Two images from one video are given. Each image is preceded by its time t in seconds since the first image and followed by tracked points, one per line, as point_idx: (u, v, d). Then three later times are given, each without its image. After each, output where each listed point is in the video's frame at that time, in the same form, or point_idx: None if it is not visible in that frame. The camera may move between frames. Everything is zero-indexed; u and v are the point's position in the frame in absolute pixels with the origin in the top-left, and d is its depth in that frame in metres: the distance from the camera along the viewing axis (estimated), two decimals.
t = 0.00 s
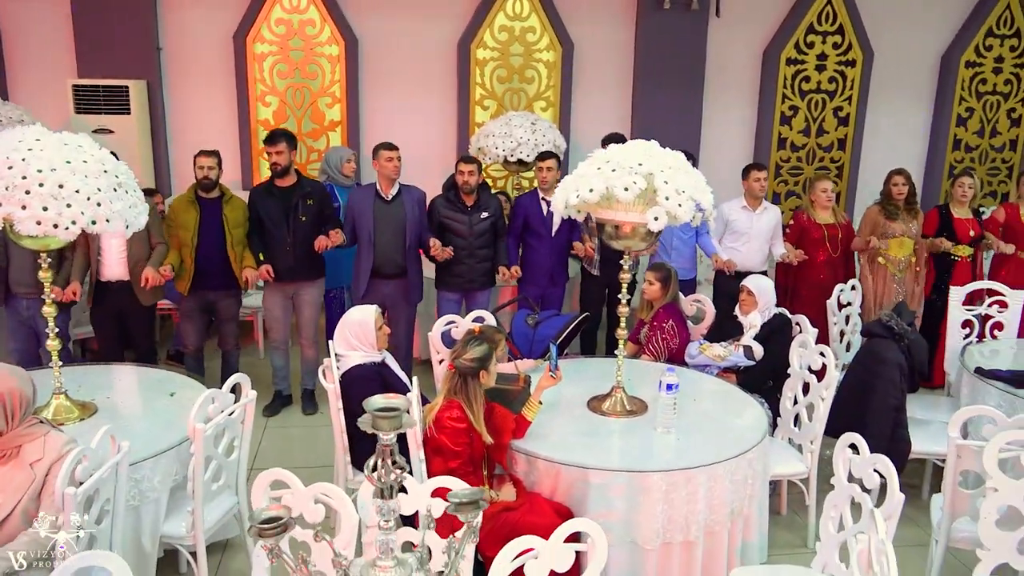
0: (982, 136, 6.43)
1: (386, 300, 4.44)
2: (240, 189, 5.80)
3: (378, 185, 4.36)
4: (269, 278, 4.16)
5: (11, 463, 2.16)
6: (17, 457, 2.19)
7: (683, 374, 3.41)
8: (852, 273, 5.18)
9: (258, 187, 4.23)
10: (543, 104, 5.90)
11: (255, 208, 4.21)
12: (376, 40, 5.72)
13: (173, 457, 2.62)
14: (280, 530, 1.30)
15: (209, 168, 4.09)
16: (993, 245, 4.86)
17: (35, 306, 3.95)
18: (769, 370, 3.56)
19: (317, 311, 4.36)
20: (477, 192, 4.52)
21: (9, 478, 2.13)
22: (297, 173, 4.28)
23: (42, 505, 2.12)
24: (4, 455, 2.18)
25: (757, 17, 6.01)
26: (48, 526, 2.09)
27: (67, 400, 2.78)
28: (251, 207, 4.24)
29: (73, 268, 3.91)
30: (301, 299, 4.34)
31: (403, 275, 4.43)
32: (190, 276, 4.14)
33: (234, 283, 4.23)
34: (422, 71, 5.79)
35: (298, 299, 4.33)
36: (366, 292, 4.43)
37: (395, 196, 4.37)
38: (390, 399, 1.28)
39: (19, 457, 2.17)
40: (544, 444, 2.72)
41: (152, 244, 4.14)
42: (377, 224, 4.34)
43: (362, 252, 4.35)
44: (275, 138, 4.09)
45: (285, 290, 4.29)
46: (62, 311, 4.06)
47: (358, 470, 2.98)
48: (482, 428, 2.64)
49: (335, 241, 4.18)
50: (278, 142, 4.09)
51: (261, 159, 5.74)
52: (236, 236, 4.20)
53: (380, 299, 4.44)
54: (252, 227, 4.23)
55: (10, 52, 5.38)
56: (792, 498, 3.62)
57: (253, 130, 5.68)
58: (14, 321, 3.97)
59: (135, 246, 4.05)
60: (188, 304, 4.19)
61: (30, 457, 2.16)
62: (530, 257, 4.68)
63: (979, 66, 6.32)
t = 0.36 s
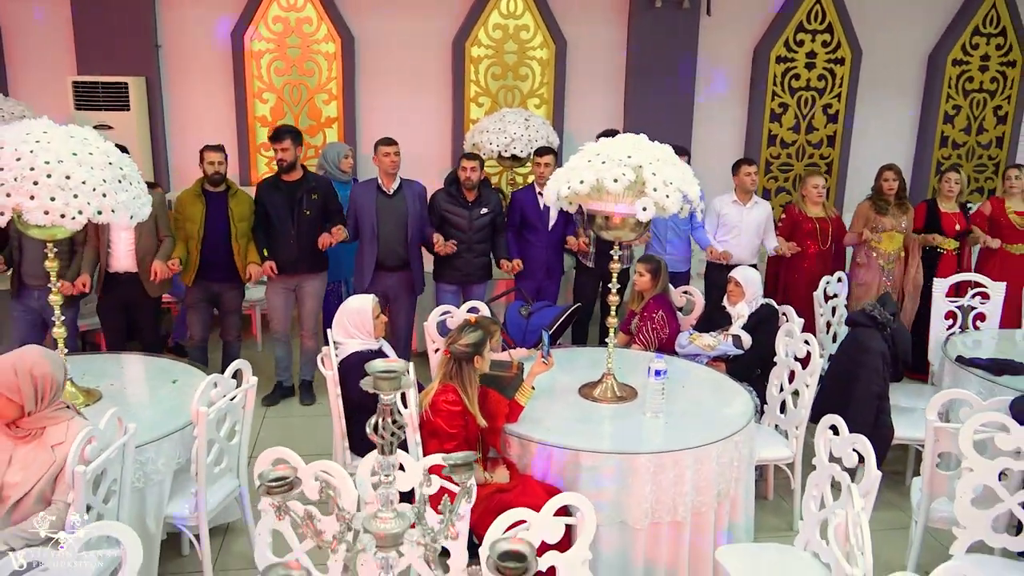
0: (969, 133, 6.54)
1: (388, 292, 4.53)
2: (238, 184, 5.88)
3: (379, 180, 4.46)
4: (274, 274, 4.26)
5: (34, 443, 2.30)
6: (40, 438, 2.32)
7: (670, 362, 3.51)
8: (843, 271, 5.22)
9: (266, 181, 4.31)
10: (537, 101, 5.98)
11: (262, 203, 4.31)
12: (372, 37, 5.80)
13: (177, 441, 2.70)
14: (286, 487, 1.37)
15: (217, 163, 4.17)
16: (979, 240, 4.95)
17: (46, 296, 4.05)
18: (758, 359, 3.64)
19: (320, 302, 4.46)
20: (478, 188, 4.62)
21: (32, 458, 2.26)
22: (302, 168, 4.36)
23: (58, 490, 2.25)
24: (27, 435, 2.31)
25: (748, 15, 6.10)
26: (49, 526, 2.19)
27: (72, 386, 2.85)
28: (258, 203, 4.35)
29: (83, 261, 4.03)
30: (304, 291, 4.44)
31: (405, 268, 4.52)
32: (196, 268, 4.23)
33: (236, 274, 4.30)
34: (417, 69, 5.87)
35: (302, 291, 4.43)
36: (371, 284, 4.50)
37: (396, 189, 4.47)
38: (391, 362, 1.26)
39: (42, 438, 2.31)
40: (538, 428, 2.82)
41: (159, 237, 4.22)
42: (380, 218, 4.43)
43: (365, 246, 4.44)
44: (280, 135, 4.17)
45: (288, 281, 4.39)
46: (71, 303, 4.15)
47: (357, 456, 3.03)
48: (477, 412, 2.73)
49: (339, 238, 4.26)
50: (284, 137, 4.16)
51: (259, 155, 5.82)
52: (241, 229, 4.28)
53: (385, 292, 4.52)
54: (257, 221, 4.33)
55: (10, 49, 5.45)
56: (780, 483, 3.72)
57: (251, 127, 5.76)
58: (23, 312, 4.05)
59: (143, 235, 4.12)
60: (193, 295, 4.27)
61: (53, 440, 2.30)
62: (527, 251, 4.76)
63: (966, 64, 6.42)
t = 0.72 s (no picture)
0: (962, 131, 6.63)
1: (385, 286, 4.63)
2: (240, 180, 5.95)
3: (376, 175, 4.53)
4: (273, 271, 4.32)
5: (55, 427, 2.40)
6: (60, 422, 2.42)
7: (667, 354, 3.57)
8: (837, 264, 5.33)
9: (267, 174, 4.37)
10: (536, 99, 6.06)
11: (262, 196, 4.36)
12: (372, 35, 5.87)
13: (186, 427, 2.78)
14: (301, 457, 1.49)
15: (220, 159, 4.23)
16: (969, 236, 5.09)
17: (49, 290, 4.11)
18: (752, 350, 3.72)
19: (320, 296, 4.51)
20: (479, 183, 4.67)
21: (54, 441, 2.37)
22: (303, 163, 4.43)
23: (75, 472, 2.34)
24: (49, 420, 2.41)
25: (743, 15, 6.18)
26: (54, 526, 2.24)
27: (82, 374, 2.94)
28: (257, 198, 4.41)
29: (87, 255, 4.07)
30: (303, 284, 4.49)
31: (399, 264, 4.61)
32: (198, 260, 4.31)
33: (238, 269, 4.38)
34: (418, 66, 5.95)
35: (301, 283, 4.49)
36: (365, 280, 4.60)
37: (393, 185, 4.54)
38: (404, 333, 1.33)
39: (63, 422, 2.41)
40: (536, 415, 2.89)
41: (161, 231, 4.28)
42: (377, 214, 4.51)
43: (363, 241, 4.52)
44: (281, 131, 4.23)
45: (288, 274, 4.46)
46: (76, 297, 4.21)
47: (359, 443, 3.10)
48: (477, 399, 2.80)
49: (336, 238, 4.35)
50: (285, 133, 4.23)
51: (261, 151, 5.90)
52: (242, 223, 4.36)
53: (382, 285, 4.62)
54: (258, 214, 4.38)
55: (15, 45, 5.50)
56: (773, 471, 3.81)
57: (253, 124, 5.83)
58: (28, 305, 4.11)
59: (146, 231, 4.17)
60: (195, 289, 4.36)
61: (73, 424, 2.40)
62: (527, 245, 4.85)
63: (960, 63, 6.50)
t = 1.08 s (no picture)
0: (953, 129, 6.74)
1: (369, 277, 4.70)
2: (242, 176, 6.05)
3: (358, 170, 4.61)
4: (262, 261, 4.47)
5: (72, 410, 2.49)
6: (77, 405, 2.51)
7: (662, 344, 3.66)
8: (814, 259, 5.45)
9: (256, 168, 4.51)
10: (533, 96, 6.16)
11: (248, 190, 4.49)
12: (372, 33, 5.97)
13: (195, 410, 2.88)
14: (316, 420, 1.52)
15: (207, 154, 4.33)
16: (944, 232, 5.14)
17: (42, 282, 4.21)
18: (742, 340, 3.83)
19: (308, 288, 4.64)
20: (462, 177, 4.78)
21: (70, 423, 2.47)
22: (288, 158, 4.55)
23: (92, 451, 2.45)
24: (66, 402, 2.50)
25: (737, 14, 6.29)
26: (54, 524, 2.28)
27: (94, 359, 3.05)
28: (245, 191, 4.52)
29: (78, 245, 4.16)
30: (292, 275, 4.64)
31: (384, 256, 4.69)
32: (188, 255, 4.42)
33: (229, 261, 4.52)
34: (417, 64, 6.05)
35: (289, 275, 4.63)
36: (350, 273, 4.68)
37: (375, 179, 4.61)
38: (411, 303, 1.37)
39: (79, 405, 2.50)
40: (532, 399, 3.00)
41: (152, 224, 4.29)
42: (358, 208, 4.58)
43: (345, 235, 4.60)
44: (267, 125, 4.38)
45: (276, 269, 4.60)
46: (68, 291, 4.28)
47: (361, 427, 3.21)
48: (476, 382, 2.90)
49: (317, 228, 4.46)
50: (269, 127, 4.37)
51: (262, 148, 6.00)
52: (230, 217, 4.48)
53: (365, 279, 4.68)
54: (246, 207, 4.51)
55: (21, 43, 5.60)
56: (763, 457, 3.92)
57: (255, 121, 5.93)
58: (21, 298, 4.23)
59: (136, 223, 4.22)
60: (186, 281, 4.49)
61: (89, 406, 2.49)
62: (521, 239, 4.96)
63: (949, 61, 6.62)
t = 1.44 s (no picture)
0: (943, 128, 6.87)
1: (346, 273, 4.92)
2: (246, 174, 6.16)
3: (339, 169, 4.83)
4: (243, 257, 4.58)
5: (92, 395, 2.64)
6: (97, 391, 2.66)
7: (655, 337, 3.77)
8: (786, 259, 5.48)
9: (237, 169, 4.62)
10: (532, 96, 6.28)
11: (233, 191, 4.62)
12: (374, 34, 6.09)
13: (207, 398, 3.00)
14: (332, 396, 1.57)
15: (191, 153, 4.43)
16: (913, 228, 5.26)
17: (28, 278, 4.41)
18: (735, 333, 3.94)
19: (289, 282, 4.73)
20: (440, 175, 4.87)
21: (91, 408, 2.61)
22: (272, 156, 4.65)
23: (111, 435, 2.58)
24: (87, 388, 2.65)
25: (732, 16, 6.41)
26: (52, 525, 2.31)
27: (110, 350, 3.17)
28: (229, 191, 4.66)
29: (64, 245, 4.40)
30: (275, 271, 4.72)
31: (358, 252, 4.88)
32: (172, 251, 4.54)
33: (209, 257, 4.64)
34: (418, 65, 6.17)
35: (273, 270, 4.72)
36: (328, 267, 4.90)
37: (354, 178, 4.83)
38: (420, 288, 1.48)
39: (100, 390, 2.65)
40: (530, 387, 3.13)
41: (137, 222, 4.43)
42: (337, 205, 4.80)
43: (324, 231, 4.81)
44: (251, 125, 4.45)
45: (259, 262, 4.71)
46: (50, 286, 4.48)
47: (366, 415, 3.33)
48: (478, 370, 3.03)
49: (298, 223, 4.60)
50: (255, 127, 4.45)
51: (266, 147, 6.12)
52: (212, 215, 4.61)
53: (344, 275, 4.93)
54: (229, 205, 4.64)
55: (29, 44, 5.71)
56: (754, 446, 4.05)
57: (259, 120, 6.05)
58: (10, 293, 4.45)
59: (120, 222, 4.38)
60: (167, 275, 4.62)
61: (110, 391, 2.64)
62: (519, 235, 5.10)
63: (940, 62, 6.74)
